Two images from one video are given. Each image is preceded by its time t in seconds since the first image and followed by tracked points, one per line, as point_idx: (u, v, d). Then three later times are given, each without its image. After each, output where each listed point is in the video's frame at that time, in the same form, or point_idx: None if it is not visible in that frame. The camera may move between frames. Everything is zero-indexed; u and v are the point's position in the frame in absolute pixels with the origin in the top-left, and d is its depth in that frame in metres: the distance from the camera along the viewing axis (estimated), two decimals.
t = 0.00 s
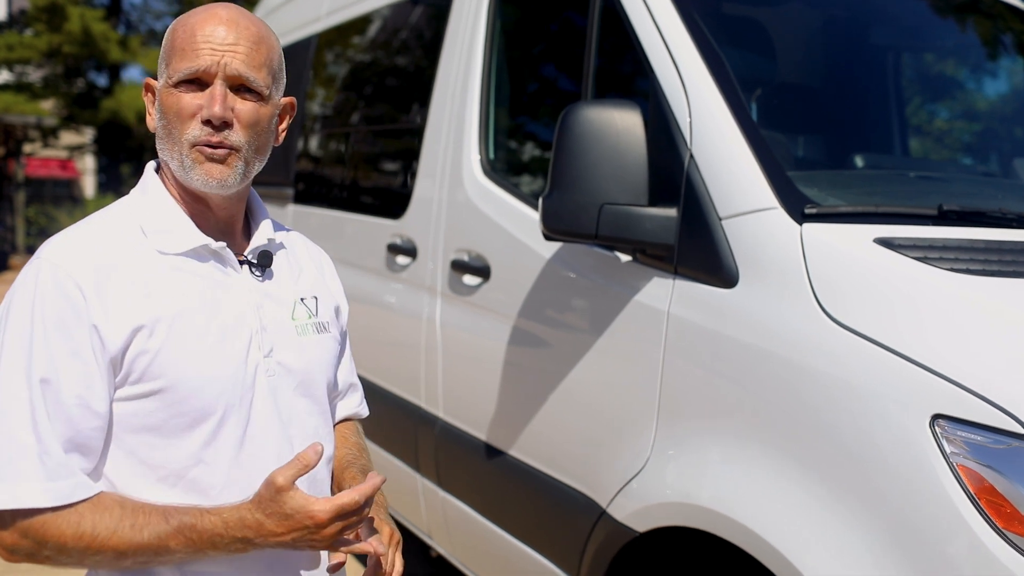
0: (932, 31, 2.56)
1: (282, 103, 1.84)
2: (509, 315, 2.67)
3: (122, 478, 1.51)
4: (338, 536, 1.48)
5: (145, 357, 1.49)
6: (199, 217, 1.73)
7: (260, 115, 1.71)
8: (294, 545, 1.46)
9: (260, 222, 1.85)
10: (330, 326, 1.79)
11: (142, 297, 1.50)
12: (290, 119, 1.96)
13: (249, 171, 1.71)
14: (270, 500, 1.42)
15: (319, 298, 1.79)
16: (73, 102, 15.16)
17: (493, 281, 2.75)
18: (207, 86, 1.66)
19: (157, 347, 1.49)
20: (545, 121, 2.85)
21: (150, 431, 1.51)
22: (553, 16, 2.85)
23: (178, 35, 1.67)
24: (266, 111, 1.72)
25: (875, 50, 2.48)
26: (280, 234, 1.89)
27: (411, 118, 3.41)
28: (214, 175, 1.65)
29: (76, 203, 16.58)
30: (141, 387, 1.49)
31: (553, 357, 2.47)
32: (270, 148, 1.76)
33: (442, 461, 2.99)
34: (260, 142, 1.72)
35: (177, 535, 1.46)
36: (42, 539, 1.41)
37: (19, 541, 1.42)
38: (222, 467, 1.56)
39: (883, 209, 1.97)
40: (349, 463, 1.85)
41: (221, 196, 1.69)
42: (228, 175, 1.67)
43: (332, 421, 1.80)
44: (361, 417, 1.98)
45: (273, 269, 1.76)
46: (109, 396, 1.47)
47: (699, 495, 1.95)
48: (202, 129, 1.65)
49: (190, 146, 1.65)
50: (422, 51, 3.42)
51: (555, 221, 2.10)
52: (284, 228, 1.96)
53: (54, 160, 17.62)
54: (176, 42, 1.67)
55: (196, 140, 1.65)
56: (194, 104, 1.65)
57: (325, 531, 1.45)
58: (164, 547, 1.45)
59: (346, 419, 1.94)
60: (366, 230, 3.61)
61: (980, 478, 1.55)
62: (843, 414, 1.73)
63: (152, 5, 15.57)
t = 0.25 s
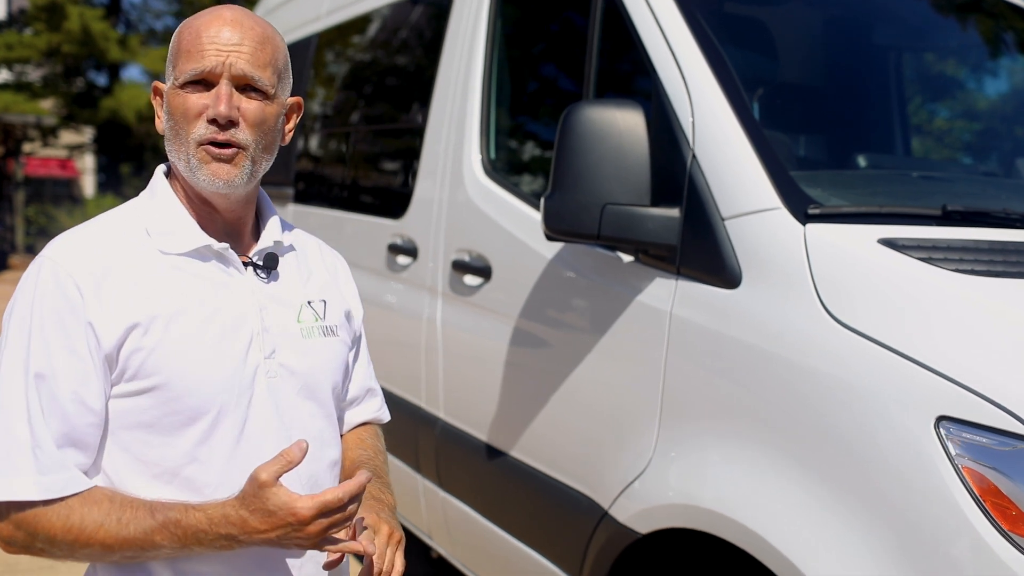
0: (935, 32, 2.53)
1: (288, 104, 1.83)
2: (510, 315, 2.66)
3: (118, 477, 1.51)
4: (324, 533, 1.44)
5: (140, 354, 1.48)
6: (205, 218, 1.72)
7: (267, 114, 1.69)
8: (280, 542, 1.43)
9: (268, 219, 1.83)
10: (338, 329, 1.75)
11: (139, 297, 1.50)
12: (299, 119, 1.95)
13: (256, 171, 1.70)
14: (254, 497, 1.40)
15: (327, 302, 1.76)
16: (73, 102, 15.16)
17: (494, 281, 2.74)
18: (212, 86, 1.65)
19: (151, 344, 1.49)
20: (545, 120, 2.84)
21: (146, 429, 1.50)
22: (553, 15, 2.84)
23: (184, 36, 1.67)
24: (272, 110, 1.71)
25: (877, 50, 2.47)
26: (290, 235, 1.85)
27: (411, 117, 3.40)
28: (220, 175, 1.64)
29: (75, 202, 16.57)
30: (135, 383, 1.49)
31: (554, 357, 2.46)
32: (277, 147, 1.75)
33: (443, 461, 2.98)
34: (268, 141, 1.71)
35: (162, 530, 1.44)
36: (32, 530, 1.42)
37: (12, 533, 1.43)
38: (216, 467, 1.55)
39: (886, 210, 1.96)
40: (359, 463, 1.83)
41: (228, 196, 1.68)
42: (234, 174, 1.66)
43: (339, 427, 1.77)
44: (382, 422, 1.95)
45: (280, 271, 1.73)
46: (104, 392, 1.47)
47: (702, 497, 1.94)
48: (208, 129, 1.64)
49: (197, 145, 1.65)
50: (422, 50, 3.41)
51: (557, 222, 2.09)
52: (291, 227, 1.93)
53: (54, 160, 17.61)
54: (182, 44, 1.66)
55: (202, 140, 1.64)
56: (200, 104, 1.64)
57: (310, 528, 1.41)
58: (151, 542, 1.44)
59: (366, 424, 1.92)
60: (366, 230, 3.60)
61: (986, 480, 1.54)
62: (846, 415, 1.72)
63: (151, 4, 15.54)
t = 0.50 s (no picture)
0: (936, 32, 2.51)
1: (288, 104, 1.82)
2: (509, 316, 2.65)
3: (115, 475, 1.50)
4: (316, 531, 1.43)
5: (135, 352, 1.47)
6: (204, 216, 1.70)
7: (266, 113, 1.69)
8: (271, 540, 1.42)
9: (268, 216, 1.81)
10: (339, 330, 1.73)
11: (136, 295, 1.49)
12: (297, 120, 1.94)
13: (256, 169, 1.68)
14: (245, 494, 1.39)
15: (330, 303, 1.74)
16: (73, 101, 15.15)
17: (493, 281, 2.73)
18: (212, 86, 1.64)
19: (146, 343, 1.48)
20: (545, 120, 2.83)
21: (142, 427, 1.50)
22: (552, 14, 2.83)
23: (183, 37, 1.66)
24: (271, 109, 1.70)
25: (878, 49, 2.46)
26: (291, 231, 1.82)
27: (411, 117, 3.39)
28: (220, 170, 1.63)
29: (74, 201, 16.63)
30: (130, 381, 1.48)
31: (554, 358, 2.45)
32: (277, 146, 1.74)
33: (442, 461, 2.97)
34: (267, 140, 1.70)
35: (155, 527, 1.43)
36: (27, 525, 1.42)
37: (9, 528, 1.43)
38: (211, 467, 1.54)
39: (887, 210, 1.95)
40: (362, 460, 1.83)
41: (227, 193, 1.66)
42: (234, 171, 1.64)
43: (339, 429, 1.75)
44: (390, 421, 1.95)
45: (280, 270, 1.71)
46: (100, 391, 1.46)
47: (702, 498, 1.93)
48: (207, 127, 1.63)
49: (195, 143, 1.63)
50: (421, 50, 3.40)
51: (557, 222, 2.08)
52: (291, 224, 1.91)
53: (54, 159, 17.60)
54: (181, 44, 1.65)
55: (201, 138, 1.63)
56: (199, 103, 1.63)
57: (301, 526, 1.40)
58: (143, 539, 1.43)
59: (374, 423, 1.91)
60: (365, 229, 3.59)
61: (987, 482, 1.54)
62: (846, 416, 1.71)
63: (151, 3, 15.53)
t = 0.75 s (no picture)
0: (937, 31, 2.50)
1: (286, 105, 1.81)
2: (509, 316, 2.65)
3: (112, 475, 1.50)
4: (310, 534, 1.42)
5: (130, 351, 1.47)
6: (203, 217, 1.70)
7: (264, 115, 1.68)
8: (264, 541, 1.41)
9: (268, 215, 1.80)
10: (340, 330, 1.72)
11: (133, 295, 1.48)
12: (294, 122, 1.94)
13: (255, 171, 1.68)
14: (238, 495, 1.38)
15: (330, 303, 1.73)
16: (73, 101, 15.15)
17: (493, 282, 2.73)
18: (210, 89, 1.64)
19: (142, 341, 1.47)
20: (545, 120, 2.82)
21: (138, 426, 1.49)
22: (552, 14, 2.82)
23: (181, 40, 1.65)
24: (269, 111, 1.69)
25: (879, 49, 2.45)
26: (290, 230, 1.81)
27: (411, 117, 3.38)
28: (218, 174, 1.62)
29: (74, 201, 16.63)
30: (126, 379, 1.48)
31: (553, 359, 2.44)
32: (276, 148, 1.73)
33: (442, 463, 2.96)
34: (266, 142, 1.70)
35: (149, 527, 1.42)
36: (22, 523, 1.41)
37: (5, 526, 1.43)
38: (207, 466, 1.53)
39: (888, 210, 1.94)
40: (363, 462, 1.83)
41: (225, 195, 1.66)
42: (233, 174, 1.64)
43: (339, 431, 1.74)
44: (395, 422, 1.94)
45: (279, 270, 1.70)
46: (96, 389, 1.46)
47: (702, 500, 1.92)
48: (207, 130, 1.63)
49: (195, 146, 1.63)
50: (421, 50, 3.39)
51: (557, 223, 2.08)
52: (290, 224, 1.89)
53: (54, 159, 17.58)
54: (179, 48, 1.65)
55: (200, 141, 1.63)
56: (198, 106, 1.63)
57: (294, 528, 1.40)
58: (137, 539, 1.42)
59: (378, 425, 1.91)
60: (365, 230, 3.58)
61: (990, 485, 1.53)
62: (847, 417, 1.71)
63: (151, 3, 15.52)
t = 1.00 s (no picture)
0: (937, 32, 2.50)
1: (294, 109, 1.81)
2: (510, 317, 2.65)
3: (114, 477, 1.49)
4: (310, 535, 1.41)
5: (131, 354, 1.47)
6: (209, 218, 1.69)
7: (280, 121, 1.69)
8: (264, 543, 1.41)
9: (268, 220, 1.79)
10: (341, 331, 1.72)
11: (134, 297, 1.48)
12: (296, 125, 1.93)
13: (267, 176, 1.68)
14: (236, 500, 1.37)
15: (330, 304, 1.73)
16: (73, 102, 15.16)
17: (494, 282, 2.73)
18: (232, 92, 1.64)
19: (142, 345, 1.47)
20: (545, 121, 2.82)
21: (140, 429, 1.49)
22: (552, 15, 2.82)
23: (202, 40, 1.65)
24: (285, 118, 1.70)
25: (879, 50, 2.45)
26: (292, 235, 1.81)
27: (411, 118, 3.38)
28: (236, 177, 1.63)
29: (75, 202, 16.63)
30: (127, 382, 1.48)
31: (554, 360, 2.44)
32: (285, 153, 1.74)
33: (443, 463, 2.96)
34: (279, 147, 1.70)
35: (149, 530, 1.41)
36: (23, 524, 1.41)
37: (7, 529, 1.43)
38: (209, 467, 1.52)
39: (889, 211, 1.94)
40: (379, 438, 1.83)
41: (237, 198, 1.66)
42: (249, 179, 1.64)
43: (340, 433, 1.73)
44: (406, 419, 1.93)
45: (279, 271, 1.71)
46: (98, 392, 1.46)
47: (703, 501, 1.92)
48: (226, 132, 1.63)
49: (213, 148, 1.63)
50: (422, 51, 3.39)
51: (559, 224, 2.08)
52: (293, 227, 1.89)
53: (54, 160, 17.59)
54: (201, 48, 1.64)
55: (219, 143, 1.63)
56: (219, 108, 1.63)
57: (293, 530, 1.39)
58: (139, 541, 1.42)
59: (392, 417, 1.90)
60: (366, 231, 3.58)
61: (991, 486, 1.53)
62: (849, 418, 1.70)
63: (151, 4, 15.51)
